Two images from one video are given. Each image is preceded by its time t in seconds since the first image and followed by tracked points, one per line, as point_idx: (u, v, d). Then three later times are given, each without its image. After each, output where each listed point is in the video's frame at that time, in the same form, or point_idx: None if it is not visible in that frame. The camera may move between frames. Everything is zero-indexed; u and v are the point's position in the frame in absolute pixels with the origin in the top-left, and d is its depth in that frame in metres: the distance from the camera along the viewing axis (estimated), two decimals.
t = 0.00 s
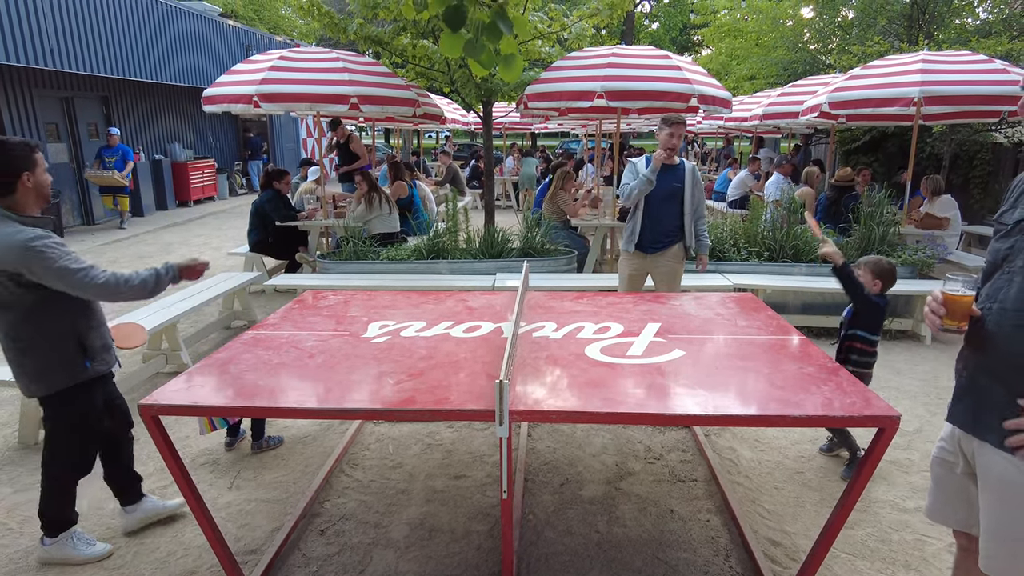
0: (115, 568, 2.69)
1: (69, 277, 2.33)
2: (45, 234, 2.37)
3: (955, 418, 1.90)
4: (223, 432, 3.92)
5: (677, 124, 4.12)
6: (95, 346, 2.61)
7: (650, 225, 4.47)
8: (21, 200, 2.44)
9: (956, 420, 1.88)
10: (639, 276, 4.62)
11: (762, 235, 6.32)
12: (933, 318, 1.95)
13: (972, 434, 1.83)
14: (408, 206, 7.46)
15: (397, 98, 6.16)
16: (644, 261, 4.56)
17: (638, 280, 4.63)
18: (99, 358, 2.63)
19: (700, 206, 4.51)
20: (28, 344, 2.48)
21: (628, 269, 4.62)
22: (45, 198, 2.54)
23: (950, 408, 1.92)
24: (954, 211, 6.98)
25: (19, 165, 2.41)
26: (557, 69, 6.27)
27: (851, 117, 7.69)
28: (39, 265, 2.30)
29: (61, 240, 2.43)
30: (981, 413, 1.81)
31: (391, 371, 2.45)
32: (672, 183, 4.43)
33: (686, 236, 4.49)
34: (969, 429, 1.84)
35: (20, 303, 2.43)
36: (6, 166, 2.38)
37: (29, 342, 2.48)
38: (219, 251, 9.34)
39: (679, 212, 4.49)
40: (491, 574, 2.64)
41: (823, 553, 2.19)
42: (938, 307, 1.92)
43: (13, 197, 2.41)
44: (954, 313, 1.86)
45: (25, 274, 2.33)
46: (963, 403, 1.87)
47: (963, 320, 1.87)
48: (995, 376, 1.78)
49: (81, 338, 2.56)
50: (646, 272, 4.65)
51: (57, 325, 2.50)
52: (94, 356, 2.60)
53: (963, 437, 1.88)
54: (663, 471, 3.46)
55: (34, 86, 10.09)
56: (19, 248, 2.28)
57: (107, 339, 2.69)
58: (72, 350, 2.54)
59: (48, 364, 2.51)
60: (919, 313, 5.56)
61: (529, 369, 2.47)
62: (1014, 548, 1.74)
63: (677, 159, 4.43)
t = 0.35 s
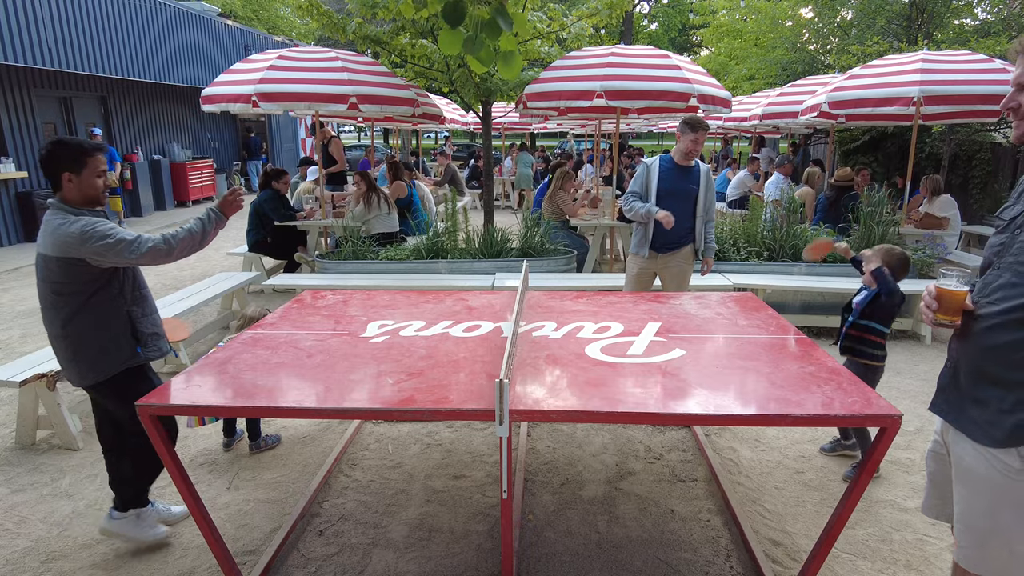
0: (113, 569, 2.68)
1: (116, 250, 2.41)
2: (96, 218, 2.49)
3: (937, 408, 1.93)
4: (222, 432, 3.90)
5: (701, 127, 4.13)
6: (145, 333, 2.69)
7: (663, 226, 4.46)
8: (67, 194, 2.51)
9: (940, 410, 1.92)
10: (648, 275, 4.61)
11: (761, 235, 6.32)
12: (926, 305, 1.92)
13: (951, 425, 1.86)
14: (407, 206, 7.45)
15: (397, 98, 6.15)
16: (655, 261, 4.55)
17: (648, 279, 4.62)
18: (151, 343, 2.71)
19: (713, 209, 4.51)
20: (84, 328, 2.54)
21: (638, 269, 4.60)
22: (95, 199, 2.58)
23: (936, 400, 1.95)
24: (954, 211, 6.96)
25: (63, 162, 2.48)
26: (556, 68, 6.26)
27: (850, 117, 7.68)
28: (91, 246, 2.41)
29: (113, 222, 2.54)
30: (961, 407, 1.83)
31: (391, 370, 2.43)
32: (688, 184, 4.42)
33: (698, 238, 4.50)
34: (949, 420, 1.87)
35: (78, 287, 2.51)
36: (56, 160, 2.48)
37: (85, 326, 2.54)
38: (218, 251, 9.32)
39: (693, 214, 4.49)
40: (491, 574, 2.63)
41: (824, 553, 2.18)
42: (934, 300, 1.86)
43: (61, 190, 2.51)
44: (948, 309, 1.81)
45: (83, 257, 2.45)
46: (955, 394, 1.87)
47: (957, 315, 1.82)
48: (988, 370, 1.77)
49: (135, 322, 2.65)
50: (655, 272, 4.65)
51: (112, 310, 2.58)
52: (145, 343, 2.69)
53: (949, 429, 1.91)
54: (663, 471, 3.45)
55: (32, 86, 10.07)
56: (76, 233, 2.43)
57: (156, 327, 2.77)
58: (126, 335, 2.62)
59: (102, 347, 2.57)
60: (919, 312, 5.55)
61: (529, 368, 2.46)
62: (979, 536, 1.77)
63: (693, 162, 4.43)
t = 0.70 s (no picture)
0: (112, 569, 2.68)
1: (157, 266, 2.45)
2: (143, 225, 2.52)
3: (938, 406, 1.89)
4: (221, 432, 3.90)
5: (700, 127, 4.14)
6: (175, 339, 2.73)
7: (667, 227, 4.46)
8: (111, 194, 2.54)
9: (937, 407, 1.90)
10: (654, 277, 4.62)
11: (760, 235, 6.32)
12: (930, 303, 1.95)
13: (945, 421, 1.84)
14: (406, 206, 7.45)
15: (396, 98, 6.15)
16: (661, 261, 4.54)
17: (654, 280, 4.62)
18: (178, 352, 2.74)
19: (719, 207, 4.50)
20: (122, 331, 2.55)
21: (643, 271, 4.60)
22: (139, 200, 2.61)
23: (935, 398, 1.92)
24: (953, 211, 6.97)
25: (110, 163, 2.51)
26: (555, 68, 6.25)
27: (849, 116, 7.68)
28: (134, 253, 2.44)
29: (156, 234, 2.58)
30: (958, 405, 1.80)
31: (390, 370, 2.43)
32: (691, 183, 4.43)
33: (703, 238, 4.51)
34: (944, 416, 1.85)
35: (119, 290, 2.50)
36: (104, 162, 2.51)
37: (123, 329, 2.55)
38: (217, 251, 9.31)
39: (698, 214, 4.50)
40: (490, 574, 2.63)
41: (823, 552, 2.18)
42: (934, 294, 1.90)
43: (106, 191, 2.54)
44: (947, 304, 1.84)
45: (121, 262, 2.47)
46: (952, 391, 1.84)
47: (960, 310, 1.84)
48: (981, 368, 1.75)
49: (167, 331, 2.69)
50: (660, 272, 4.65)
51: (148, 316, 2.60)
52: (174, 349, 2.72)
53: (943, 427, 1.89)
54: (662, 471, 3.45)
55: (31, 86, 10.05)
56: (121, 238, 2.45)
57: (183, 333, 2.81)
58: (157, 341, 2.64)
59: (136, 351, 2.58)
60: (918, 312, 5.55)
61: (528, 368, 2.46)
62: (940, 526, 1.76)
63: (694, 161, 4.44)
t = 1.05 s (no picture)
0: (109, 570, 2.67)
1: (191, 259, 2.47)
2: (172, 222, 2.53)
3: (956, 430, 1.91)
4: (219, 433, 3.88)
5: (688, 123, 4.13)
6: (202, 332, 2.76)
7: (666, 225, 4.47)
8: (136, 190, 2.52)
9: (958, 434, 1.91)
10: (654, 277, 4.61)
11: (759, 234, 6.32)
12: (948, 314, 2.06)
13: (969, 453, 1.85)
14: (405, 206, 7.45)
15: (394, 97, 6.14)
16: (661, 261, 4.54)
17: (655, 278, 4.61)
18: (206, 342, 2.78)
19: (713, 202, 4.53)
20: (152, 329, 2.56)
21: (643, 271, 4.59)
22: (162, 197, 2.60)
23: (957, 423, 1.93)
24: (951, 211, 6.98)
25: (136, 160, 2.50)
26: (554, 68, 6.25)
27: (847, 116, 7.68)
28: (168, 251, 2.45)
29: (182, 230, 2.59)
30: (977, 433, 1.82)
31: (388, 370, 2.43)
32: (685, 181, 4.42)
33: (700, 235, 4.54)
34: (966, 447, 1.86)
35: (150, 288, 2.51)
36: (130, 158, 2.50)
37: (153, 328, 2.56)
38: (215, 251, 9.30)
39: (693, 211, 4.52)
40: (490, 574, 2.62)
41: (823, 551, 2.18)
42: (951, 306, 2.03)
43: (130, 188, 2.52)
44: (965, 313, 1.95)
45: (151, 256, 2.46)
46: (972, 417, 1.85)
47: (973, 321, 1.94)
48: (998, 393, 1.76)
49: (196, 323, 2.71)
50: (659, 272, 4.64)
51: (176, 312, 2.61)
52: (201, 341, 2.76)
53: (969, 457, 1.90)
54: (661, 471, 3.45)
55: (29, 86, 10.03)
56: (154, 233, 2.45)
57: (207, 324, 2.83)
58: (186, 336, 2.67)
59: (165, 348, 2.60)
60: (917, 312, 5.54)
61: (527, 368, 2.45)
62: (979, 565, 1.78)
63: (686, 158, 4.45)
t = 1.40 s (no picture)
0: (109, 570, 2.67)
1: (196, 246, 2.46)
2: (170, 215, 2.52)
3: None
4: (218, 433, 3.89)
5: (691, 123, 4.17)
6: (208, 326, 2.78)
7: (668, 225, 4.48)
8: (142, 190, 2.53)
9: None
10: (656, 276, 4.60)
11: (758, 235, 6.33)
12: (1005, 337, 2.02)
13: None
14: (404, 206, 7.45)
15: (393, 97, 6.14)
16: (664, 260, 4.54)
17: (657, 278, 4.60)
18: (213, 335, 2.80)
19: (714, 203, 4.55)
20: (158, 326, 2.57)
21: (645, 270, 4.58)
22: (167, 197, 2.61)
23: None
24: (950, 211, 6.99)
25: (142, 161, 2.51)
26: (552, 69, 6.25)
27: (846, 116, 7.69)
28: (173, 245, 2.45)
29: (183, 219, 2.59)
30: None
31: (388, 370, 2.43)
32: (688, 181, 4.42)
33: (701, 235, 4.55)
34: None
35: (155, 284, 2.52)
36: (135, 159, 2.51)
37: (158, 324, 2.57)
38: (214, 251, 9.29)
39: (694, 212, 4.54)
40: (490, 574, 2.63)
41: (822, 551, 2.19)
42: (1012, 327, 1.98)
43: (136, 187, 2.53)
44: None
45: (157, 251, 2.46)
46: None
47: None
48: None
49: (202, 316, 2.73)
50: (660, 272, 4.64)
51: (182, 307, 2.63)
52: (207, 336, 2.78)
53: None
54: (660, 471, 3.45)
55: (27, 86, 10.02)
56: (155, 229, 2.44)
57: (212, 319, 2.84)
58: (192, 330, 2.69)
59: (171, 343, 2.62)
60: (916, 312, 5.55)
61: (526, 368, 2.46)
62: None
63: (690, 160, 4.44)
